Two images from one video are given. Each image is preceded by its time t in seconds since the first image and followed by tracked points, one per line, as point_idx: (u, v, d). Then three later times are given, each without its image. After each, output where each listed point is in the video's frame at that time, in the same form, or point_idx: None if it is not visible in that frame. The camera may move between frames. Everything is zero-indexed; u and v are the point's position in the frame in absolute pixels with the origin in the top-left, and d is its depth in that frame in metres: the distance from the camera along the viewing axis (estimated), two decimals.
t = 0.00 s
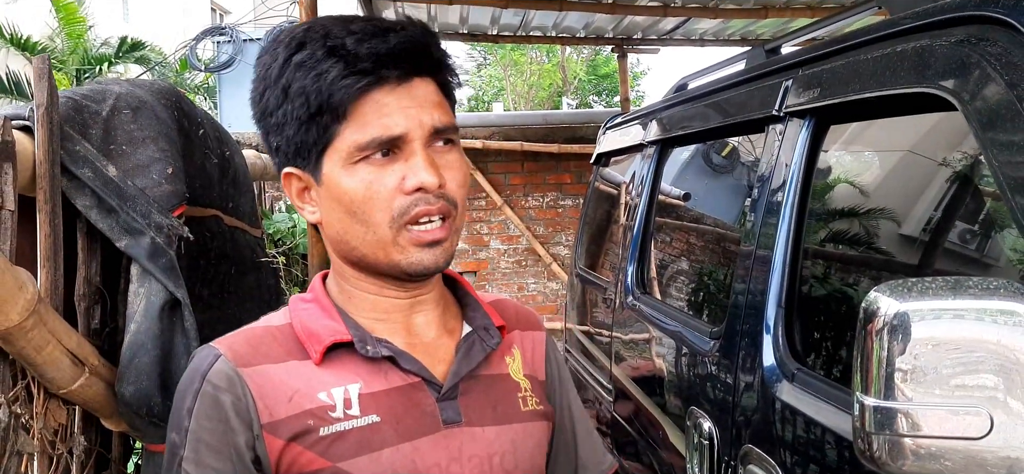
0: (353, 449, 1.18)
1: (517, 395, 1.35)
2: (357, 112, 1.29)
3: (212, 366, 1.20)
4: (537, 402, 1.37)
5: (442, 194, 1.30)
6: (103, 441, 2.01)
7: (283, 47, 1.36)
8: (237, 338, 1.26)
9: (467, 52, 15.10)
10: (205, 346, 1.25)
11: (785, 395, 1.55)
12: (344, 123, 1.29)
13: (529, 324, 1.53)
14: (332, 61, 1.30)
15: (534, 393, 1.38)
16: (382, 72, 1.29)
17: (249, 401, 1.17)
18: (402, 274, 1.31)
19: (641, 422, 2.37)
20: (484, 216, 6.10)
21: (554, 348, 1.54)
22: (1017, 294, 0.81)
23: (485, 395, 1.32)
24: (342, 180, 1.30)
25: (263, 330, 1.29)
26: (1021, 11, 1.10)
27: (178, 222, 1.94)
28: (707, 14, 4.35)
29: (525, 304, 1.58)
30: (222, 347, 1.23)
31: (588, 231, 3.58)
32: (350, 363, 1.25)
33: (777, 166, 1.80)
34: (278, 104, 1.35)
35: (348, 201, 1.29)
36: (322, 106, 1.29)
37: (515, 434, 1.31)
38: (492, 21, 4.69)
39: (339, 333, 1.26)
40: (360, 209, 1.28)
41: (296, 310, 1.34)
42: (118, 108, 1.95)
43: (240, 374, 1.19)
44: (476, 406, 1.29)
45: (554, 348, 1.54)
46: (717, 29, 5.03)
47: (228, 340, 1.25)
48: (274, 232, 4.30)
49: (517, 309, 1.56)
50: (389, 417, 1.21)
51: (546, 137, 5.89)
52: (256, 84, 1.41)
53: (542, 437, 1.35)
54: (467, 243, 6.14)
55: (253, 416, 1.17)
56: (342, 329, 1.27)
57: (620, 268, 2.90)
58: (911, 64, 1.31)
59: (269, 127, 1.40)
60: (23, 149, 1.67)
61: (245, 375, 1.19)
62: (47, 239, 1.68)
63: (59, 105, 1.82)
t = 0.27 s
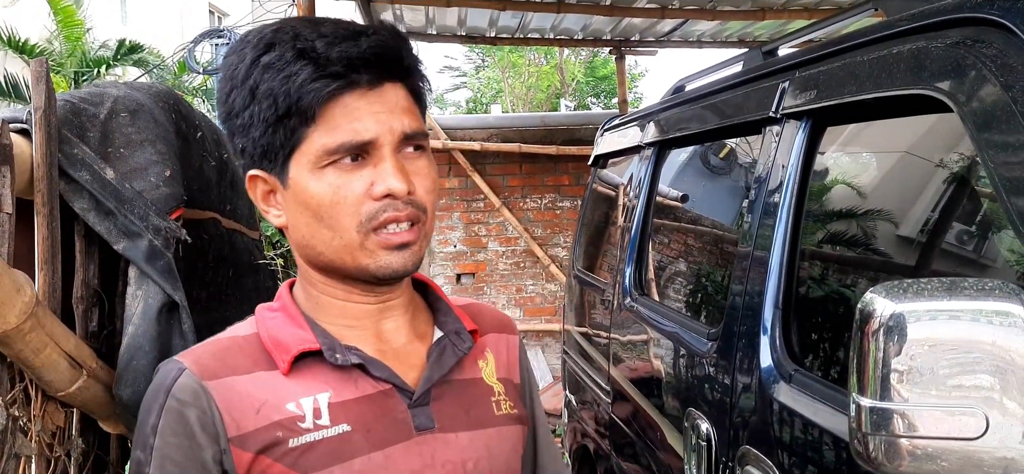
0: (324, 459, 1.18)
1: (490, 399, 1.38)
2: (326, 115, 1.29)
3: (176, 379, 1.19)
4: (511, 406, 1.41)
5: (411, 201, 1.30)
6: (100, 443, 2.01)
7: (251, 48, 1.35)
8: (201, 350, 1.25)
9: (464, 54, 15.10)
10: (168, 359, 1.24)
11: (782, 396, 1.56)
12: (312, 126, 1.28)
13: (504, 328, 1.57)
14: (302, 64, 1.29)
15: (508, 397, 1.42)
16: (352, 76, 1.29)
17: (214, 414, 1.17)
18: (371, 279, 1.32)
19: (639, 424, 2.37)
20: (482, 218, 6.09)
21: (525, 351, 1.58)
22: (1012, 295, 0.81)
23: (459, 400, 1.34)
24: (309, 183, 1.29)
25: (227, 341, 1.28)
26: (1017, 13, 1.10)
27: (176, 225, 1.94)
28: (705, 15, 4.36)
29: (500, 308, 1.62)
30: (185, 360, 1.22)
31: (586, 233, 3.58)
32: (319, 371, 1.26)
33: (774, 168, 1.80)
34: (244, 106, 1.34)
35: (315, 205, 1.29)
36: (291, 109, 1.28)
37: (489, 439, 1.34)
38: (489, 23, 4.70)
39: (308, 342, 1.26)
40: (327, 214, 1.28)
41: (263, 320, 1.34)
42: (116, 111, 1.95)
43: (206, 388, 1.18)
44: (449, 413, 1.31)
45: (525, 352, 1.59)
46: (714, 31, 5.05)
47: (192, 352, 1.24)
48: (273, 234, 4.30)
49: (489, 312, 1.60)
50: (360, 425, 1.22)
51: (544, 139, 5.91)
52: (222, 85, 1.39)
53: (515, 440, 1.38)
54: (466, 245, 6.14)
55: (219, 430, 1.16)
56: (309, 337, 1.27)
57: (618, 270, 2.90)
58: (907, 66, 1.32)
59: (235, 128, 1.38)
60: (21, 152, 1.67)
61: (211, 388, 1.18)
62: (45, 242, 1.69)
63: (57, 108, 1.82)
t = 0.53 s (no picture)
0: None
1: (460, 406, 1.42)
2: (314, 118, 1.26)
3: (141, 406, 1.16)
4: (478, 411, 1.46)
5: (399, 208, 1.30)
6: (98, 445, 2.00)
7: (231, 41, 1.30)
8: (166, 371, 1.23)
9: (462, 56, 15.10)
10: (130, 382, 1.22)
11: (781, 396, 1.56)
12: (300, 128, 1.26)
13: (466, 326, 1.63)
14: (291, 63, 1.26)
15: (475, 402, 1.47)
16: (345, 79, 1.28)
17: (185, 441, 1.16)
18: (354, 287, 1.31)
19: (638, 425, 2.37)
20: (481, 219, 6.08)
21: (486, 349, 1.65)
22: (1011, 293, 0.81)
23: (430, 410, 1.37)
24: (292, 187, 1.26)
25: (192, 360, 1.26)
26: (1015, 13, 1.10)
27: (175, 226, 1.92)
28: (703, 16, 4.36)
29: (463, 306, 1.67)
30: (150, 384, 1.20)
31: (584, 234, 3.59)
32: (293, 390, 1.25)
33: (773, 168, 1.81)
34: (219, 101, 1.29)
35: (298, 210, 1.26)
36: (276, 108, 1.25)
37: (460, 448, 1.38)
38: (488, 24, 4.70)
39: (280, 361, 1.25)
40: (311, 219, 1.26)
41: (227, 334, 1.32)
42: (115, 112, 1.95)
43: (175, 414, 1.17)
44: (422, 426, 1.34)
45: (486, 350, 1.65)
46: (712, 32, 5.05)
47: (156, 375, 1.22)
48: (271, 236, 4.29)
49: (452, 311, 1.65)
50: (338, 447, 1.22)
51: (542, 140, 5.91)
52: (193, 78, 1.33)
53: (481, 445, 1.44)
54: (464, 246, 6.13)
55: (192, 458, 1.15)
56: (281, 355, 1.26)
57: (616, 270, 2.90)
58: (906, 66, 1.32)
59: (205, 125, 1.33)
60: (19, 153, 1.67)
61: (180, 414, 1.17)
62: (43, 244, 1.68)
63: (55, 109, 1.82)
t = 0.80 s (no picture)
0: None
1: (433, 407, 1.47)
2: (313, 131, 1.24)
3: (115, 437, 1.10)
4: (448, 410, 1.51)
5: (394, 221, 1.31)
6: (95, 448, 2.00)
7: (213, 46, 1.24)
8: (138, 395, 1.17)
9: (460, 57, 15.09)
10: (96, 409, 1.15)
11: (780, 397, 1.56)
12: (296, 140, 1.23)
13: (426, 316, 1.69)
14: (287, 72, 1.23)
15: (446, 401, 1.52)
16: (346, 91, 1.26)
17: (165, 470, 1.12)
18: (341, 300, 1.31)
19: (637, 426, 2.37)
20: (478, 221, 6.08)
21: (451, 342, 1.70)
22: (1010, 294, 0.81)
23: (405, 415, 1.40)
24: (287, 203, 1.24)
25: (162, 381, 1.21)
26: (1013, 13, 1.11)
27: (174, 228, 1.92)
28: (700, 17, 4.37)
29: (423, 298, 1.72)
30: (122, 410, 1.14)
31: (582, 235, 3.59)
32: (270, 411, 1.23)
33: (771, 169, 1.81)
34: (203, 111, 1.23)
35: (292, 227, 1.24)
36: (272, 120, 1.21)
37: (433, 449, 1.42)
38: (485, 25, 4.71)
39: (256, 383, 1.23)
40: (307, 235, 1.24)
41: (195, 352, 1.28)
42: (112, 113, 1.95)
43: (153, 443, 1.13)
44: (398, 434, 1.36)
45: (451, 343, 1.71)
46: (709, 33, 5.06)
47: (125, 400, 1.16)
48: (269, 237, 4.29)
49: (412, 306, 1.70)
50: (320, 466, 1.22)
51: (540, 141, 5.91)
52: (167, 85, 1.27)
53: (451, 442, 1.49)
54: (463, 248, 6.12)
55: None
56: (257, 376, 1.24)
57: (614, 272, 2.90)
58: (904, 66, 1.32)
59: (182, 136, 1.26)
60: (16, 154, 1.67)
61: (159, 443, 1.13)
62: (41, 246, 1.68)
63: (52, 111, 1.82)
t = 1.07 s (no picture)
0: None
1: (420, 402, 1.43)
2: (285, 112, 1.24)
3: (99, 442, 1.08)
4: (438, 404, 1.47)
5: (374, 201, 1.31)
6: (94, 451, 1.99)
7: (179, 38, 1.24)
8: (121, 400, 1.15)
9: (457, 59, 15.10)
10: (79, 416, 1.13)
11: (778, 397, 1.56)
12: (271, 125, 1.23)
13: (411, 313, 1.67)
14: (255, 56, 1.23)
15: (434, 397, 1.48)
16: (313, 68, 1.27)
17: None
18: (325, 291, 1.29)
19: (635, 426, 2.37)
20: (476, 222, 6.08)
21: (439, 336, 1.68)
22: (1007, 294, 0.81)
23: (392, 413, 1.37)
24: (268, 190, 1.23)
25: (146, 386, 1.19)
26: (1009, 13, 1.11)
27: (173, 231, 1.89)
28: (697, 19, 4.38)
29: (406, 296, 1.70)
30: (105, 416, 1.12)
31: (580, 236, 3.59)
32: (257, 412, 1.21)
33: (768, 169, 1.81)
34: (175, 104, 1.22)
35: (274, 212, 1.23)
36: (244, 105, 1.21)
37: (425, 446, 1.38)
38: (483, 27, 4.71)
39: (241, 383, 1.21)
40: (289, 220, 1.23)
41: (179, 356, 1.26)
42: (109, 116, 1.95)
43: (138, 447, 1.10)
44: (387, 431, 1.33)
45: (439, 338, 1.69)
46: (706, 34, 5.06)
47: (108, 405, 1.14)
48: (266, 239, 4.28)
49: (393, 303, 1.67)
50: (309, 464, 1.19)
51: (538, 142, 5.91)
52: (138, 84, 1.26)
53: (443, 439, 1.44)
54: (461, 249, 6.12)
55: None
56: (242, 376, 1.22)
57: (613, 273, 2.90)
58: (901, 66, 1.32)
59: (154, 132, 1.25)
60: (12, 157, 1.67)
61: (144, 447, 1.11)
62: (39, 248, 1.68)
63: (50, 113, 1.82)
